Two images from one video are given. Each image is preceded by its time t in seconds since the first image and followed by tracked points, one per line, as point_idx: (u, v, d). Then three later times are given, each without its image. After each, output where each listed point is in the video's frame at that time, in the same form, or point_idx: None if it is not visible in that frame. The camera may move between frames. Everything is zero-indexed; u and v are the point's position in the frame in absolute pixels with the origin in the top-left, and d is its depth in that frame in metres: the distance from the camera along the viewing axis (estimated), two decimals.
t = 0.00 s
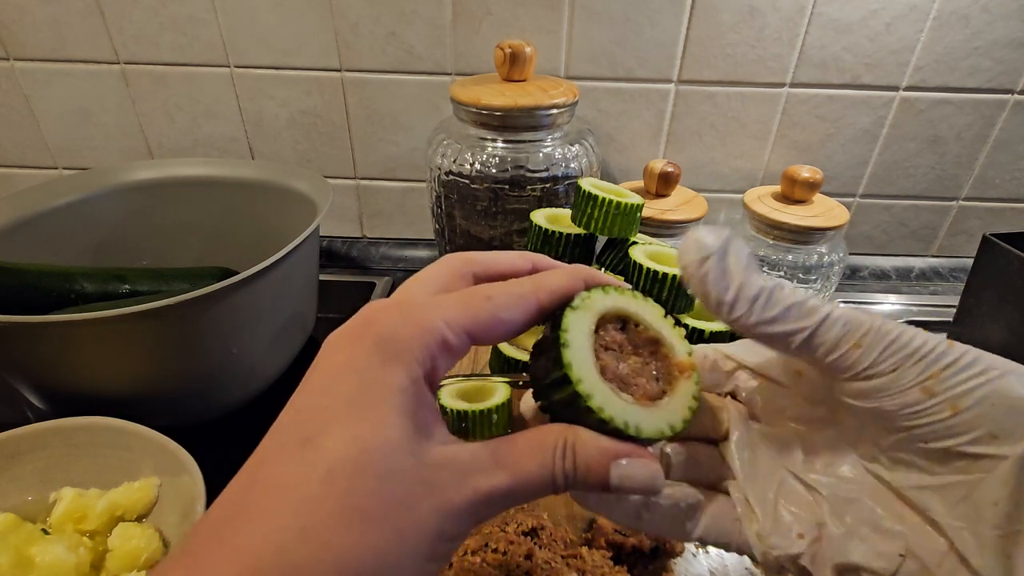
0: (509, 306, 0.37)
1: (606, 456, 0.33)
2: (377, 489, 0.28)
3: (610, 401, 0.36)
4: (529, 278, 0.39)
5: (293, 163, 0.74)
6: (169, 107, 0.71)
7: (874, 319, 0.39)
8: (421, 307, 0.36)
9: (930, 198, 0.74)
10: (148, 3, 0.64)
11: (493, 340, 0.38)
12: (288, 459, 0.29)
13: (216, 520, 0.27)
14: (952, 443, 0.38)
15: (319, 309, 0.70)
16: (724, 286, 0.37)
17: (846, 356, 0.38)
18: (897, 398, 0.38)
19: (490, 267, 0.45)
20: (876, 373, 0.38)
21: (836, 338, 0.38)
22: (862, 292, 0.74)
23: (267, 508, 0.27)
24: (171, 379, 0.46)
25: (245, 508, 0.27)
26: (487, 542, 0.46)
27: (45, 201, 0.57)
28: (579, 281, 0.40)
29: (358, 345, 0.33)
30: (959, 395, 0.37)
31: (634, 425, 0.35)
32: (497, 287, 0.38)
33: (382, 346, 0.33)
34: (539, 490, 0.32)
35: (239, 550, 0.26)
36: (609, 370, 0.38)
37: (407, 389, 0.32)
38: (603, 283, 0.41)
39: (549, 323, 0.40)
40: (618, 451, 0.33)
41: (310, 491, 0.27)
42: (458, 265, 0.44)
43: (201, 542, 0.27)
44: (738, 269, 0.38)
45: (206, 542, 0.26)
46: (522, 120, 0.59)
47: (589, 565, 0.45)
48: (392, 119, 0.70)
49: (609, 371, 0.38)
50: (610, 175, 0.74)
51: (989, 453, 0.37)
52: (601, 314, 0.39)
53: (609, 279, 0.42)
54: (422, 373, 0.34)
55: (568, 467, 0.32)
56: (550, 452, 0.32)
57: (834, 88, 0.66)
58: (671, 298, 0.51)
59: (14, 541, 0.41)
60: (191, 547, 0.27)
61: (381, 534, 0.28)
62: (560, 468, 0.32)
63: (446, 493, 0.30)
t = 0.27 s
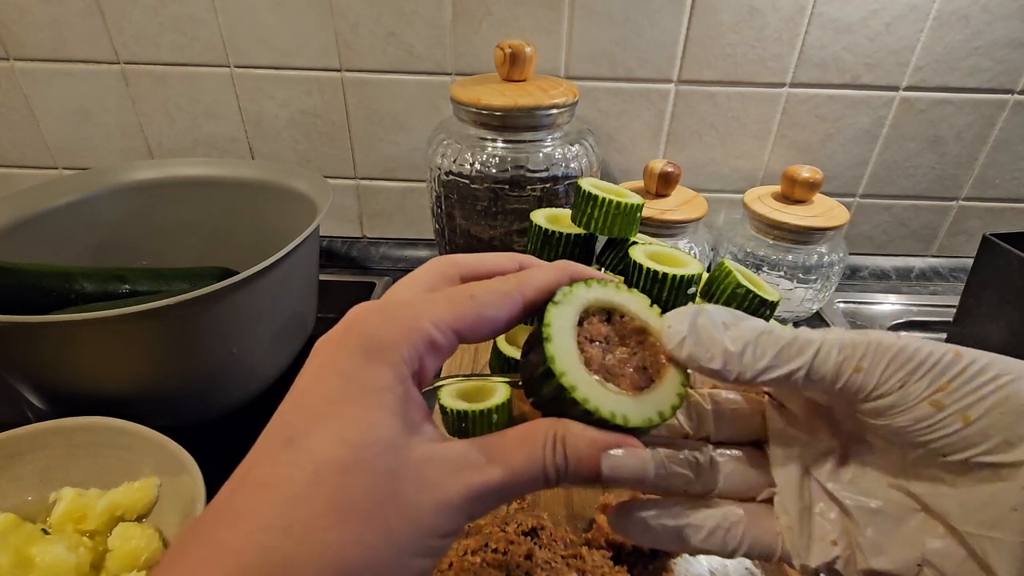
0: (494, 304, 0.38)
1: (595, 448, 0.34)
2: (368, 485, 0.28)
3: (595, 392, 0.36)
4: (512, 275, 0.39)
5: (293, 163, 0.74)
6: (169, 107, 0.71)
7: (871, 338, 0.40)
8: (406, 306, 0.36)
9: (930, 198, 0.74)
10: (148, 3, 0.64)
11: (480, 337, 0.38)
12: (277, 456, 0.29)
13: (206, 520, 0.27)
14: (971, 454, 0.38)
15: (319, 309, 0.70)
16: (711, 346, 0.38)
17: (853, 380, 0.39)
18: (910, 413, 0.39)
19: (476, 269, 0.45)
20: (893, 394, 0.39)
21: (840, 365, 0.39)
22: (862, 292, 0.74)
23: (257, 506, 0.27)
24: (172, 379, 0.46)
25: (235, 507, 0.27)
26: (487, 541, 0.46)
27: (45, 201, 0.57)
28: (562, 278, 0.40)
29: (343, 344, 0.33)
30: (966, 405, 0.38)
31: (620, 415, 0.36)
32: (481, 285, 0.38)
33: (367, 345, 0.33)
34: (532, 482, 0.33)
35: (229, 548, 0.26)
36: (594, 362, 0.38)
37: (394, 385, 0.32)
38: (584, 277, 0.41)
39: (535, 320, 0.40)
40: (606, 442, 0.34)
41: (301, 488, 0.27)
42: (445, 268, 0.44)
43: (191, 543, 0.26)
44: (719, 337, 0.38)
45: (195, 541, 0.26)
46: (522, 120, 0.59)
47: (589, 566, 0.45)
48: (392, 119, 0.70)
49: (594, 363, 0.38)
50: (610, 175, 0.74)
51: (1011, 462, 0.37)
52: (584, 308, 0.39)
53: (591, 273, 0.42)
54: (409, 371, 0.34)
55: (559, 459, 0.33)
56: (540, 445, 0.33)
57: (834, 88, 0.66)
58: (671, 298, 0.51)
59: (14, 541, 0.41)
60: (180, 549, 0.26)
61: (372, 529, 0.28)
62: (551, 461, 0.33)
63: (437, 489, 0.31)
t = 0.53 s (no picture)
0: (513, 306, 0.37)
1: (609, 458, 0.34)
2: (391, 488, 0.28)
3: (607, 401, 0.36)
4: (531, 278, 0.39)
5: (293, 163, 0.74)
6: (168, 107, 0.71)
7: (837, 359, 0.38)
8: (424, 309, 0.36)
9: (930, 198, 0.74)
10: (148, 3, 0.64)
11: (498, 340, 0.38)
12: (299, 458, 0.28)
13: (225, 521, 0.27)
14: (942, 472, 0.36)
15: (319, 309, 0.70)
16: (675, 377, 0.37)
17: (822, 407, 0.37)
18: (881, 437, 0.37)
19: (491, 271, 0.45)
20: (860, 418, 0.37)
21: (807, 391, 0.38)
22: (862, 292, 0.74)
23: (280, 507, 0.27)
24: (171, 379, 0.46)
25: (256, 508, 0.27)
26: (487, 541, 0.46)
27: (45, 201, 0.57)
28: (580, 283, 0.40)
29: (362, 347, 0.33)
30: (932, 425, 0.36)
31: (632, 426, 0.36)
32: (499, 287, 0.38)
33: (387, 348, 0.33)
34: (546, 488, 0.33)
35: (251, 550, 0.25)
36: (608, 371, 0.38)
37: (415, 391, 0.32)
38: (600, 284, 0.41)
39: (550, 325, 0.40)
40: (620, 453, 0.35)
41: (324, 490, 0.27)
42: (459, 270, 0.44)
43: (209, 544, 0.26)
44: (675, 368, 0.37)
45: (214, 543, 0.26)
46: (522, 120, 0.59)
47: (589, 566, 0.45)
48: (392, 119, 0.70)
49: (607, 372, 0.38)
50: (610, 175, 0.74)
51: (983, 481, 0.35)
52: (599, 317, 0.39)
53: (610, 279, 0.42)
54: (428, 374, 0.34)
55: (572, 466, 0.33)
56: (555, 451, 0.33)
57: (834, 88, 0.66)
58: (671, 298, 0.51)
59: (14, 541, 0.41)
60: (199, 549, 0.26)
61: (394, 532, 0.28)
62: (564, 467, 0.33)
63: (458, 492, 0.31)
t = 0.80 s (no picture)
0: (479, 296, 0.37)
1: (586, 437, 0.33)
2: (356, 478, 0.28)
3: (580, 380, 0.35)
4: (499, 269, 0.39)
5: (293, 163, 0.74)
6: (168, 107, 0.71)
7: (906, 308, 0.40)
8: (391, 303, 0.36)
9: (930, 198, 0.74)
10: (149, 4, 0.64)
11: (468, 332, 0.38)
12: (267, 454, 0.29)
13: (198, 520, 0.27)
14: (999, 430, 0.36)
15: (318, 309, 0.70)
16: (752, 278, 0.41)
17: (881, 344, 0.39)
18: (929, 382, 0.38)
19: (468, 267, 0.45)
20: (920, 362, 0.38)
21: (871, 326, 0.39)
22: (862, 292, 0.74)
23: (247, 504, 0.27)
24: (172, 379, 0.46)
25: (226, 507, 0.27)
26: (486, 541, 0.46)
27: (45, 201, 0.57)
28: (549, 270, 0.40)
29: (329, 340, 0.33)
30: (999, 377, 0.37)
31: (608, 404, 0.35)
32: (466, 278, 0.38)
33: (353, 341, 0.33)
34: (522, 476, 0.32)
35: (221, 547, 0.26)
36: (581, 353, 0.38)
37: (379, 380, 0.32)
38: (572, 268, 0.41)
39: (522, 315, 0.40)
40: (596, 432, 0.33)
41: (290, 484, 0.27)
42: (436, 268, 0.45)
43: (183, 542, 0.27)
44: (768, 263, 0.41)
45: (189, 541, 0.27)
46: (522, 120, 0.59)
47: (589, 566, 0.45)
48: (392, 119, 0.70)
49: (580, 354, 0.37)
50: (610, 175, 0.74)
51: None
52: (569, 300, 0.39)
53: (578, 263, 0.41)
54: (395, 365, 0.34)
55: (549, 451, 0.32)
56: (530, 435, 0.32)
57: (834, 88, 0.66)
58: (671, 298, 0.51)
59: (14, 541, 0.41)
60: (174, 548, 0.27)
61: (362, 522, 0.28)
62: (541, 452, 0.32)
63: (425, 480, 0.30)
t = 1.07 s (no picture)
0: (518, 305, 0.37)
1: (617, 453, 0.33)
2: (394, 485, 0.28)
3: (617, 397, 0.36)
4: (537, 275, 0.39)
5: (293, 163, 0.74)
6: (168, 107, 0.71)
7: (838, 361, 0.37)
8: (430, 307, 0.36)
9: (930, 198, 0.74)
10: (148, 4, 0.64)
11: (501, 338, 0.38)
12: (305, 456, 0.29)
13: (233, 518, 0.27)
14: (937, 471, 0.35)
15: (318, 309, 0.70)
16: (676, 379, 0.36)
17: (821, 411, 0.37)
18: (880, 441, 0.36)
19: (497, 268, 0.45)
20: (858, 421, 0.36)
21: (808, 394, 0.37)
22: (862, 292, 0.74)
23: (284, 504, 0.27)
24: (171, 379, 0.46)
25: (262, 506, 0.27)
26: (487, 541, 0.46)
27: (45, 201, 0.57)
28: (585, 278, 0.40)
29: (369, 344, 0.33)
30: (928, 425, 0.35)
31: (643, 422, 0.36)
32: (506, 285, 0.38)
33: (394, 346, 0.33)
34: (552, 486, 0.32)
35: (256, 545, 0.26)
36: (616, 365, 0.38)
37: (421, 388, 0.32)
38: (609, 279, 0.41)
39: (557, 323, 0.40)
40: (629, 450, 0.34)
41: (329, 487, 0.27)
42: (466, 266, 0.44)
43: (217, 540, 0.26)
44: (678, 355, 0.37)
45: (224, 540, 0.26)
46: (522, 120, 0.59)
47: (589, 565, 0.45)
48: (392, 119, 0.70)
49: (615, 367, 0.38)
50: (610, 175, 0.74)
51: (974, 480, 0.34)
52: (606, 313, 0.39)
53: (617, 273, 0.41)
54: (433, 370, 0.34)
55: (582, 463, 0.33)
56: (564, 446, 0.33)
57: (834, 88, 0.66)
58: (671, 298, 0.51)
59: (14, 541, 0.41)
60: (207, 545, 0.26)
61: (398, 529, 0.28)
62: (572, 465, 0.33)
63: (461, 489, 0.30)
